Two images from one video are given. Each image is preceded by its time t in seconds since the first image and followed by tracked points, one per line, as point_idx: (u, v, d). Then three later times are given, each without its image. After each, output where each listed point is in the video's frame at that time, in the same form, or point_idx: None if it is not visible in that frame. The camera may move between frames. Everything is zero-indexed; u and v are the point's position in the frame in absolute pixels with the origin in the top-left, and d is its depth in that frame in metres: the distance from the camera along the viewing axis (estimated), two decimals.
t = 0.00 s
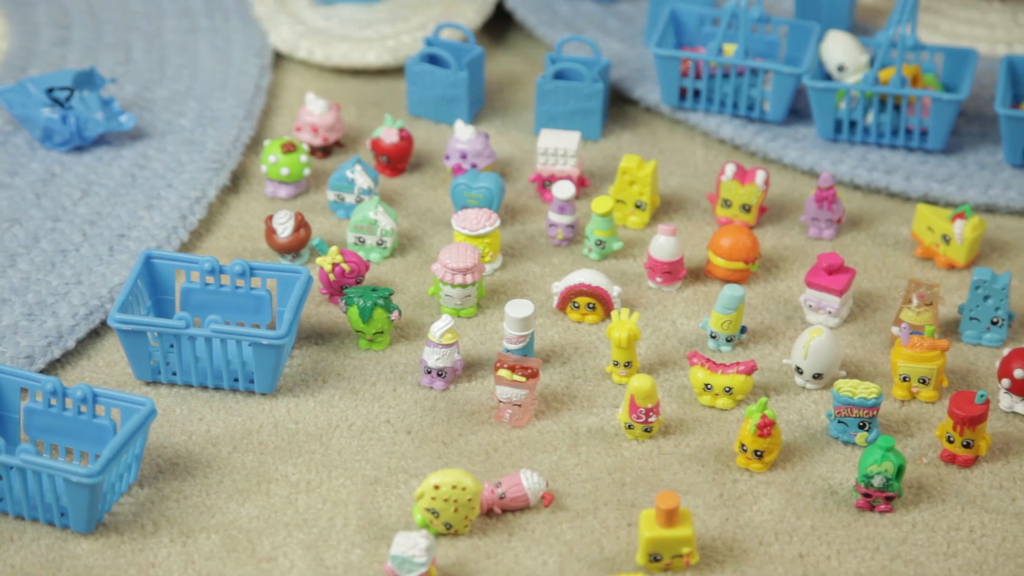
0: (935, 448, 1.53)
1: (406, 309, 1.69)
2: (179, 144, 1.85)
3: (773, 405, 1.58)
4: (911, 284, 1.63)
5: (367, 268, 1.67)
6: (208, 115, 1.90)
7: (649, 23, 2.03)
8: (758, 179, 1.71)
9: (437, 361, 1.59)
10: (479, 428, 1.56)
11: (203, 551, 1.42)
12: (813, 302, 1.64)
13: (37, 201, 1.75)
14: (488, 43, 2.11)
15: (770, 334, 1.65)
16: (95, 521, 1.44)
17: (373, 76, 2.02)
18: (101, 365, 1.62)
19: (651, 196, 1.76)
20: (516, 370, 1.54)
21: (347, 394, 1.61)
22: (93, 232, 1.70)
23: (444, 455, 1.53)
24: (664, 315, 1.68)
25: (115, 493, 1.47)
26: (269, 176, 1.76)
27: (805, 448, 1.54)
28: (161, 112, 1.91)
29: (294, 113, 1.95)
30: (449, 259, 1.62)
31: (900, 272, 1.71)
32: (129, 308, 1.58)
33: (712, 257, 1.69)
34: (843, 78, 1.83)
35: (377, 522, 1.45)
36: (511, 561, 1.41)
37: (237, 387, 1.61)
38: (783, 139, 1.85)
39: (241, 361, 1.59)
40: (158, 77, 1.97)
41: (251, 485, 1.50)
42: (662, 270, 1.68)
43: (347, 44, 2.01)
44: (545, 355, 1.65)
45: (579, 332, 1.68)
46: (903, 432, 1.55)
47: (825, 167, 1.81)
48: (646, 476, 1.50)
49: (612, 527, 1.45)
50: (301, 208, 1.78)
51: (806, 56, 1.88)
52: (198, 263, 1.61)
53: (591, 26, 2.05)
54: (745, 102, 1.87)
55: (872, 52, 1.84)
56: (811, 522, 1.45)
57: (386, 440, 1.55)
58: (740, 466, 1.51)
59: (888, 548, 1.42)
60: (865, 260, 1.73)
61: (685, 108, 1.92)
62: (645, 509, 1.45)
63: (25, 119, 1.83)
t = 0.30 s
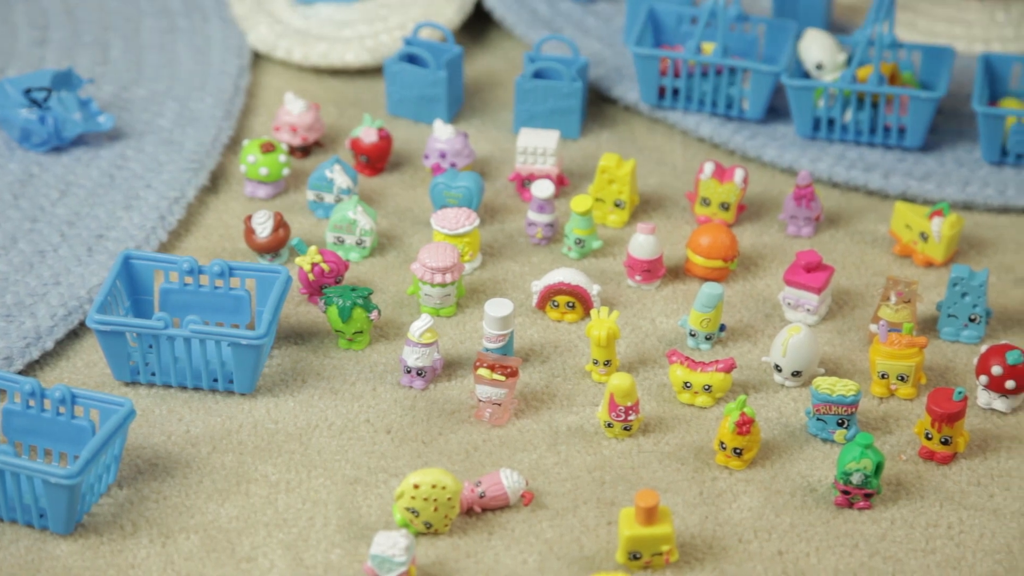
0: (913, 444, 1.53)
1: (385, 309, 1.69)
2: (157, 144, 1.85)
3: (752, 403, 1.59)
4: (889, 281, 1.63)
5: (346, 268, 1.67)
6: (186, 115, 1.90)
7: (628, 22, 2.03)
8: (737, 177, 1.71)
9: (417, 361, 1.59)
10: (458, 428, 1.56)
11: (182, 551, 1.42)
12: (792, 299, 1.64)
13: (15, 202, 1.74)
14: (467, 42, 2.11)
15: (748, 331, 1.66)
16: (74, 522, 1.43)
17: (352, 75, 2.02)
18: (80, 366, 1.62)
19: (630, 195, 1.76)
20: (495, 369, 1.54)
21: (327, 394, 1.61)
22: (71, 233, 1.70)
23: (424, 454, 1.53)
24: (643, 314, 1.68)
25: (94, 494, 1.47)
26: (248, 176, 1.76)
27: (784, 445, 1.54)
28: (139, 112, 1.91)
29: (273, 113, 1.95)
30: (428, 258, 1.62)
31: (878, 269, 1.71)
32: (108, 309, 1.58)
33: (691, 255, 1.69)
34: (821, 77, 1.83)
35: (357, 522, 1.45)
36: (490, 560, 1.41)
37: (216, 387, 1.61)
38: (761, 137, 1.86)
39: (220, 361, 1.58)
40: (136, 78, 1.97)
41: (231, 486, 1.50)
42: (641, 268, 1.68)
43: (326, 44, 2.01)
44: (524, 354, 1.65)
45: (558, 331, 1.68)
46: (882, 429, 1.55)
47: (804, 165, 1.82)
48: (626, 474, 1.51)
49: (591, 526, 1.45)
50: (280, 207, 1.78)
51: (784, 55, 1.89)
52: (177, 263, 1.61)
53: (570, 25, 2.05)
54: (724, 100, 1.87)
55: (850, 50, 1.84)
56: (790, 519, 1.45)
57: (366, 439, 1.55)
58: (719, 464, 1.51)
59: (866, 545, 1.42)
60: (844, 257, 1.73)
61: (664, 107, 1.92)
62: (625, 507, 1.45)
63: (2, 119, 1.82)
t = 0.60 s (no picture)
0: (888, 440, 1.54)
1: (361, 307, 1.69)
2: (131, 143, 1.84)
3: (727, 400, 1.59)
4: (864, 277, 1.63)
5: (322, 266, 1.67)
6: (160, 114, 1.89)
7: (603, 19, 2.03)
8: (712, 174, 1.71)
9: (392, 359, 1.59)
10: (434, 426, 1.56)
11: (157, 551, 1.42)
12: (767, 296, 1.65)
13: None
14: (442, 40, 2.11)
15: (724, 328, 1.66)
16: (48, 523, 1.43)
17: (327, 74, 2.02)
18: (54, 366, 1.61)
19: (606, 192, 1.76)
20: (471, 367, 1.54)
21: (302, 393, 1.61)
22: (44, 232, 1.69)
23: (400, 452, 1.53)
24: (619, 311, 1.68)
25: (69, 495, 1.46)
26: (223, 175, 1.76)
27: (759, 441, 1.54)
28: (113, 111, 1.90)
29: (247, 112, 1.95)
30: (404, 256, 1.62)
31: (853, 265, 1.72)
32: (82, 308, 1.58)
33: (666, 252, 1.70)
34: (796, 74, 1.84)
35: (332, 520, 1.45)
36: (467, 559, 1.41)
37: (191, 387, 1.60)
38: (736, 134, 1.86)
39: (195, 360, 1.58)
40: (110, 77, 1.96)
41: (206, 485, 1.49)
42: (616, 266, 1.68)
43: (300, 42, 2.01)
44: (500, 352, 1.65)
45: (534, 328, 1.68)
46: (856, 425, 1.55)
47: (778, 162, 1.82)
48: (601, 471, 1.51)
49: (567, 523, 1.45)
50: (254, 206, 1.78)
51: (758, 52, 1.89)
52: (152, 263, 1.61)
53: (545, 22, 2.05)
54: (699, 97, 1.87)
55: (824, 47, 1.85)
56: (765, 515, 1.45)
57: (342, 438, 1.55)
58: (695, 461, 1.51)
59: (841, 541, 1.43)
60: (819, 254, 1.74)
61: (639, 104, 1.92)
62: (601, 504, 1.45)
63: None
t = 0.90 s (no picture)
0: (863, 436, 1.53)
1: (335, 306, 1.68)
2: (103, 143, 1.83)
3: (703, 397, 1.58)
4: (838, 274, 1.63)
5: (296, 266, 1.67)
6: (132, 114, 1.89)
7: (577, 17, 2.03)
8: (686, 172, 1.71)
9: (367, 358, 1.58)
10: (409, 425, 1.56)
11: (131, 552, 1.41)
12: (742, 293, 1.64)
13: None
14: (416, 38, 2.10)
15: (699, 325, 1.66)
16: (21, 525, 1.42)
17: (300, 72, 2.01)
18: (26, 368, 1.60)
19: (580, 190, 1.76)
20: (446, 366, 1.53)
21: (276, 392, 1.60)
22: (16, 233, 1.68)
23: (375, 452, 1.53)
24: (594, 308, 1.68)
25: (42, 496, 1.45)
26: (196, 174, 1.75)
27: (735, 439, 1.54)
28: (85, 111, 1.89)
29: (220, 111, 1.94)
30: (378, 255, 1.61)
31: (827, 262, 1.72)
32: (54, 309, 1.57)
33: (641, 250, 1.69)
34: (769, 71, 1.84)
35: (307, 521, 1.45)
36: (442, 558, 1.41)
37: (165, 387, 1.60)
38: (711, 131, 1.86)
39: (169, 360, 1.57)
40: (82, 76, 1.95)
41: (180, 486, 1.49)
42: (591, 263, 1.68)
43: (274, 41, 2.00)
44: (475, 351, 1.64)
45: (509, 327, 1.67)
46: (831, 421, 1.55)
47: (753, 159, 1.82)
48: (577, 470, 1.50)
49: (543, 522, 1.44)
50: (228, 206, 1.77)
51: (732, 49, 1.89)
52: (124, 262, 1.60)
53: (519, 20, 2.05)
54: (673, 95, 1.87)
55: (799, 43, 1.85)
56: (741, 512, 1.45)
57: (316, 438, 1.54)
58: (670, 459, 1.51)
59: (817, 538, 1.42)
60: (793, 251, 1.74)
61: (613, 102, 1.92)
62: (576, 503, 1.45)
63: None
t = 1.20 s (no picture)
0: (842, 434, 1.53)
1: (313, 306, 1.68)
2: (79, 143, 1.82)
3: (681, 395, 1.58)
4: (817, 271, 1.63)
5: (273, 266, 1.66)
6: (108, 114, 1.88)
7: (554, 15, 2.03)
8: (664, 170, 1.71)
9: (345, 358, 1.58)
10: (388, 425, 1.55)
11: (108, 554, 1.41)
12: (721, 291, 1.64)
13: None
14: (394, 36, 2.10)
15: (678, 323, 1.66)
16: None
17: (278, 71, 2.01)
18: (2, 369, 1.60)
19: (559, 188, 1.76)
20: (424, 366, 1.53)
21: (254, 393, 1.59)
22: None
23: (353, 451, 1.52)
24: (573, 307, 1.68)
25: (18, 499, 1.44)
26: (173, 174, 1.75)
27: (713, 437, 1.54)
28: (60, 111, 1.89)
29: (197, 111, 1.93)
30: (356, 254, 1.61)
31: (805, 259, 1.72)
32: (30, 310, 1.56)
33: (619, 248, 1.69)
34: (747, 68, 1.84)
35: (285, 521, 1.44)
36: (421, 558, 1.40)
37: (142, 388, 1.59)
38: (688, 129, 1.86)
39: (146, 361, 1.57)
40: (57, 76, 1.95)
41: (157, 487, 1.48)
42: (570, 262, 1.68)
43: (250, 40, 2.00)
44: (453, 350, 1.64)
45: (488, 326, 1.67)
46: (810, 419, 1.55)
47: (731, 157, 1.82)
48: (555, 469, 1.50)
49: (522, 521, 1.44)
50: (205, 206, 1.76)
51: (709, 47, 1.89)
52: (101, 263, 1.59)
53: (496, 18, 2.04)
54: (651, 93, 1.87)
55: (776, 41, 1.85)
56: (720, 511, 1.45)
57: (294, 438, 1.54)
58: (649, 457, 1.51)
59: (796, 536, 1.42)
60: (771, 248, 1.74)
61: (591, 100, 1.92)
62: (556, 502, 1.44)
63: None
